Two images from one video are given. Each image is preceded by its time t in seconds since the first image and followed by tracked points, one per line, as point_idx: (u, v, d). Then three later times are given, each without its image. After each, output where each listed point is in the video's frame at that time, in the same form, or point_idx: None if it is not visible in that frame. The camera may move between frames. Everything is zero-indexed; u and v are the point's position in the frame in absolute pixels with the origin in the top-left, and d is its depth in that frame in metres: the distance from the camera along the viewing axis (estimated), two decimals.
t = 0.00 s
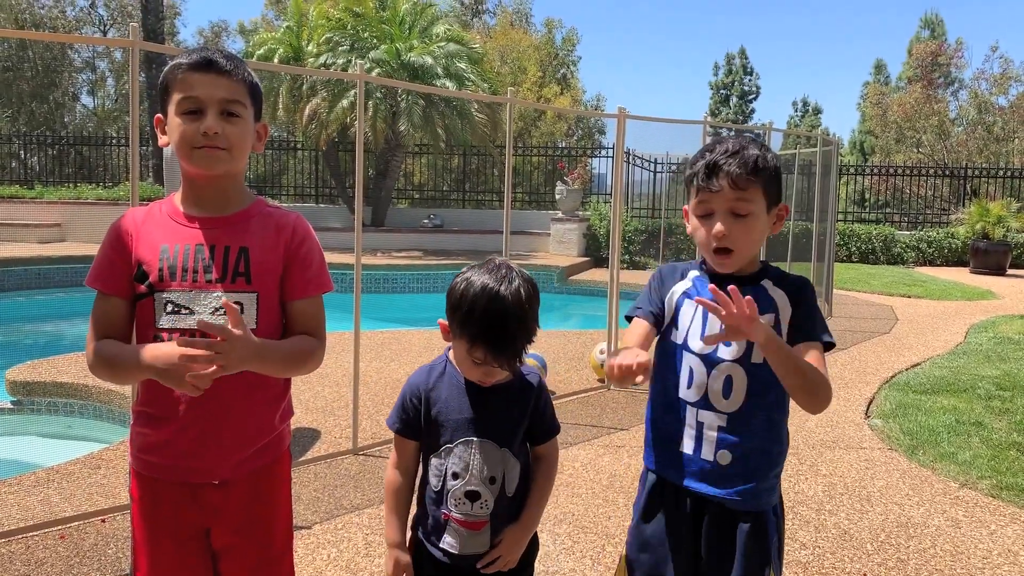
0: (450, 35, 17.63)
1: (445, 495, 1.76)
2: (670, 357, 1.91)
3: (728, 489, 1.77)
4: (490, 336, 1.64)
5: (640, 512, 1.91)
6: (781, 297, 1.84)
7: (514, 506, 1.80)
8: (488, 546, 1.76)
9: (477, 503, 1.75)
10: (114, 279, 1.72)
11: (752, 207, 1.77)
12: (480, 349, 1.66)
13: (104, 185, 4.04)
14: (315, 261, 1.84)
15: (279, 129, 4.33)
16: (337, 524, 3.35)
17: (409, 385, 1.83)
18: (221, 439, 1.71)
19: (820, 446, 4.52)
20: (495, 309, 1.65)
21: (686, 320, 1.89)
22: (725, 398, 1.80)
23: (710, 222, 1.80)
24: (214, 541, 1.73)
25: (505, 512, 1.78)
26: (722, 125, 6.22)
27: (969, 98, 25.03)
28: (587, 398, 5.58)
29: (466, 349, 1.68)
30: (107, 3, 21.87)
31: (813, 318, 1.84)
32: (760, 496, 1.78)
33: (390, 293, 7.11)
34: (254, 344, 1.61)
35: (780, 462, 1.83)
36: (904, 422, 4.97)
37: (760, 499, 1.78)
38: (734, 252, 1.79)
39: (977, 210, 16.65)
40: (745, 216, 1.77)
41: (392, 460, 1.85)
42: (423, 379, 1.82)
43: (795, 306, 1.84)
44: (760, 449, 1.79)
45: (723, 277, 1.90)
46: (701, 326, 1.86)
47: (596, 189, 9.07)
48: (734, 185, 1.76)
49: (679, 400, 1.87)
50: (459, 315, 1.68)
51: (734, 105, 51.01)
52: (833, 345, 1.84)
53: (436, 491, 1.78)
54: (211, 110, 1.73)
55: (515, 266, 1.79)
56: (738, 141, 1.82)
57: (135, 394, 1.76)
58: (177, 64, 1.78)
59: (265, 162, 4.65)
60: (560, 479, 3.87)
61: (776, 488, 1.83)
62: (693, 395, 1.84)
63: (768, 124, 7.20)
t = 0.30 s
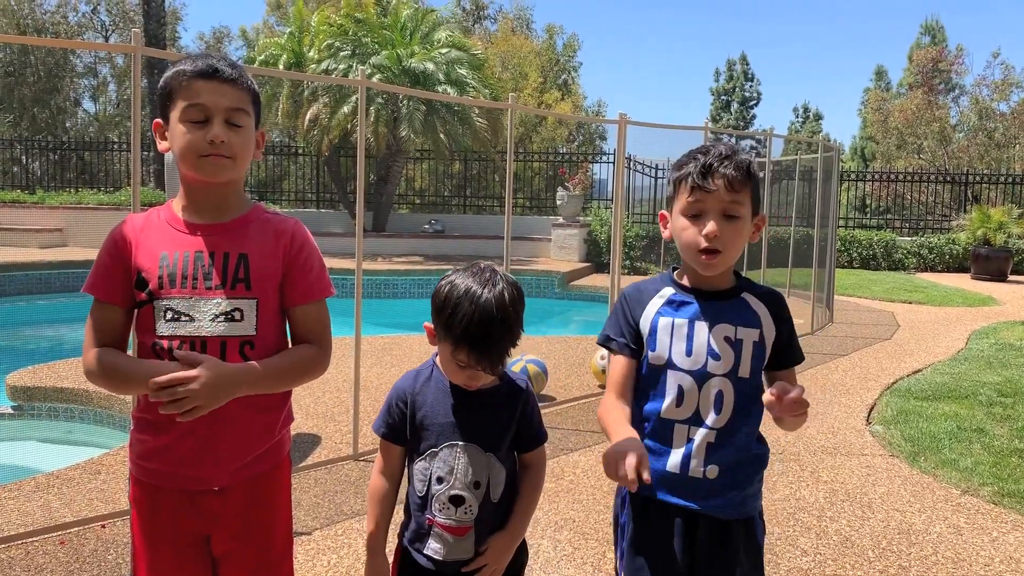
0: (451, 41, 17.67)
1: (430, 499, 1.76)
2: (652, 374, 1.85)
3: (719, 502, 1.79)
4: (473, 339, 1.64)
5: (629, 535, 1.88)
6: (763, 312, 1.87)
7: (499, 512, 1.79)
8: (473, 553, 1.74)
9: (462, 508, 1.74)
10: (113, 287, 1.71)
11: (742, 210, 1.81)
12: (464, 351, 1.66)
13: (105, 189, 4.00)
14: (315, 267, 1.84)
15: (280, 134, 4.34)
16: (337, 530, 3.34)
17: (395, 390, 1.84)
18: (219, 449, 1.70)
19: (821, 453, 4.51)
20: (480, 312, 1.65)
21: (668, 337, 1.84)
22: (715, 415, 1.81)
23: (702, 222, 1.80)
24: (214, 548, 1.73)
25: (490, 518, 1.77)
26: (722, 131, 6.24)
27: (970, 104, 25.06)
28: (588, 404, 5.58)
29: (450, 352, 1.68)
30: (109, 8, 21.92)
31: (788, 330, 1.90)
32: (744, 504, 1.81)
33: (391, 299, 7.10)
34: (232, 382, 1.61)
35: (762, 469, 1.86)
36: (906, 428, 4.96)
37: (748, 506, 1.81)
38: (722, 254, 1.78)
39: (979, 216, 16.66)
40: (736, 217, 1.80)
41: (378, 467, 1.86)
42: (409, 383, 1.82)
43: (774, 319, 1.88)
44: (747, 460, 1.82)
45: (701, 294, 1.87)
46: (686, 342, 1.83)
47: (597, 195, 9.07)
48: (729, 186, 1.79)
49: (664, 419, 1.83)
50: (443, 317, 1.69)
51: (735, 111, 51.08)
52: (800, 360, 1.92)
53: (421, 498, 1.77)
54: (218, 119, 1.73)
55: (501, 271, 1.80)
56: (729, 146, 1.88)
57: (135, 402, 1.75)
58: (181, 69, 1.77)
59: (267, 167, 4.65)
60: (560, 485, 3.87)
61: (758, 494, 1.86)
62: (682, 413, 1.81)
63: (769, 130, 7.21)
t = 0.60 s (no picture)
0: (452, 46, 17.66)
1: (432, 502, 1.75)
2: (643, 369, 1.88)
3: (709, 502, 1.78)
4: (473, 341, 1.64)
5: (621, 535, 1.88)
6: (758, 315, 1.86)
7: (501, 517, 1.79)
8: (475, 557, 1.74)
9: (463, 511, 1.73)
10: (114, 294, 1.71)
11: (730, 216, 1.80)
12: (463, 353, 1.66)
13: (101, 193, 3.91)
14: (314, 271, 1.85)
15: (280, 138, 4.34)
16: (338, 534, 3.34)
17: (398, 393, 1.85)
18: (220, 452, 1.70)
19: (822, 457, 4.51)
20: (481, 314, 1.65)
21: (661, 333, 1.87)
22: (704, 413, 1.81)
23: (690, 230, 1.79)
24: (215, 551, 1.72)
25: (492, 523, 1.77)
26: (723, 135, 6.24)
27: (971, 108, 25.07)
28: (588, 407, 5.58)
29: (450, 353, 1.68)
30: (109, 13, 21.95)
31: (781, 332, 1.90)
32: (738, 504, 1.80)
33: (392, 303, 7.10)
34: (233, 387, 1.61)
35: (756, 468, 1.85)
36: (907, 433, 4.95)
37: (740, 507, 1.80)
38: (711, 261, 1.78)
39: (979, 220, 16.65)
40: (723, 224, 1.79)
41: (384, 471, 1.87)
42: (411, 386, 1.83)
43: (768, 321, 1.87)
44: (739, 460, 1.82)
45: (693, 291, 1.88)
46: (679, 339, 1.84)
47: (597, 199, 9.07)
48: (714, 194, 1.78)
49: (655, 415, 1.85)
50: (443, 319, 1.69)
51: (735, 114, 51.12)
52: (793, 365, 1.92)
53: (423, 501, 1.77)
54: (234, 123, 1.73)
55: (501, 273, 1.80)
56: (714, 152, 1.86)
57: (136, 407, 1.75)
58: (193, 72, 1.75)
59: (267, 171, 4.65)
60: (561, 489, 3.86)
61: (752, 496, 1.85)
62: (672, 409, 1.83)
63: (769, 134, 7.20)
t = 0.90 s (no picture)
0: (452, 49, 17.65)
1: (432, 503, 1.75)
2: (644, 369, 1.89)
3: (707, 503, 1.77)
4: (475, 346, 1.64)
5: (620, 535, 1.89)
6: (759, 318, 1.86)
7: (502, 520, 1.78)
8: (474, 560, 1.74)
9: (463, 514, 1.73)
10: (115, 298, 1.70)
11: (719, 226, 1.77)
12: (465, 357, 1.66)
13: (104, 198, 3.95)
14: (314, 274, 1.86)
15: (280, 141, 4.35)
16: (337, 537, 3.33)
17: (402, 394, 1.86)
18: (222, 452, 1.71)
19: (822, 459, 4.50)
20: (482, 319, 1.65)
21: (662, 333, 1.88)
22: (702, 414, 1.80)
23: (679, 242, 1.79)
24: (215, 554, 1.72)
25: (493, 527, 1.76)
26: (723, 138, 6.24)
27: (970, 111, 25.07)
28: (588, 410, 5.57)
29: (452, 358, 1.68)
30: (109, 16, 21.95)
31: (783, 336, 1.89)
32: (737, 506, 1.79)
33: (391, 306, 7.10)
34: (239, 388, 1.61)
35: (756, 472, 1.84)
36: (907, 435, 4.94)
37: (739, 509, 1.79)
38: (702, 271, 1.79)
39: (980, 222, 16.63)
40: (712, 236, 1.77)
41: (385, 469, 1.88)
42: (415, 387, 1.84)
43: (769, 325, 1.87)
44: (738, 461, 1.81)
45: (691, 293, 1.89)
46: (678, 340, 1.85)
47: (597, 202, 9.08)
48: (700, 206, 1.75)
49: (655, 415, 1.86)
50: (446, 323, 1.69)
51: (735, 116, 51.13)
52: (796, 368, 1.91)
53: (424, 501, 1.77)
54: (244, 130, 1.75)
55: (504, 278, 1.80)
56: (704, 160, 1.82)
57: (136, 410, 1.75)
58: (200, 75, 1.74)
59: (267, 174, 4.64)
60: (561, 492, 3.86)
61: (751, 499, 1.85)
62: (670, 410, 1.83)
63: (769, 137, 7.20)
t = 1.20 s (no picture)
0: (452, 51, 17.66)
1: (436, 504, 1.76)
2: (644, 374, 1.90)
3: (704, 508, 1.77)
4: (481, 347, 1.65)
5: (620, 537, 1.90)
6: (758, 322, 1.86)
7: (506, 521, 1.78)
8: (478, 560, 1.74)
9: (467, 515, 1.73)
10: (115, 301, 1.70)
11: (713, 234, 1.77)
12: (471, 357, 1.66)
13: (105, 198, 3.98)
14: (313, 276, 1.86)
15: (280, 143, 4.35)
16: (336, 539, 3.33)
17: (406, 395, 1.86)
18: (223, 453, 1.71)
19: (822, 461, 4.51)
20: (489, 320, 1.65)
21: (660, 339, 1.89)
22: (701, 419, 1.80)
23: (673, 249, 1.81)
24: (216, 555, 1.72)
25: (497, 528, 1.76)
26: (722, 139, 6.24)
27: (969, 112, 25.08)
28: (587, 412, 5.57)
29: (458, 358, 1.68)
30: (109, 18, 21.99)
31: (784, 339, 1.88)
32: (736, 511, 1.79)
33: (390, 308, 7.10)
34: (240, 387, 1.61)
35: (754, 476, 1.84)
36: (906, 437, 4.95)
37: (737, 515, 1.79)
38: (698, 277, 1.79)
39: (979, 224, 16.62)
40: (706, 243, 1.77)
41: (391, 470, 1.87)
42: (420, 388, 1.84)
43: (769, 328, 1.87)
44: (736, 465, 1.81)
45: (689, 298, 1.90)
46: (677, 344, 1.86)
47: (596, 203, 9.08)
48: (692, 214, 1.76)
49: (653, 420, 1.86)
50: (452, 323, 1.69)
51: (734, 118, 51.15)
52: (797, 373, 1.90)
53: (429, 502, 1.77)
54: (247, 135, 1.75)
55: (509, 278, 1.81)
56: (698, 166, 1.82)
57: (137, 413, 1.75)
58: (203, 79, 1.74)
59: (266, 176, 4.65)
60: (560, 494, 3.86)
61: (750, 502, 1.85)
62: (668, 415, 1.83)
63: (768, 138, 7.21)
